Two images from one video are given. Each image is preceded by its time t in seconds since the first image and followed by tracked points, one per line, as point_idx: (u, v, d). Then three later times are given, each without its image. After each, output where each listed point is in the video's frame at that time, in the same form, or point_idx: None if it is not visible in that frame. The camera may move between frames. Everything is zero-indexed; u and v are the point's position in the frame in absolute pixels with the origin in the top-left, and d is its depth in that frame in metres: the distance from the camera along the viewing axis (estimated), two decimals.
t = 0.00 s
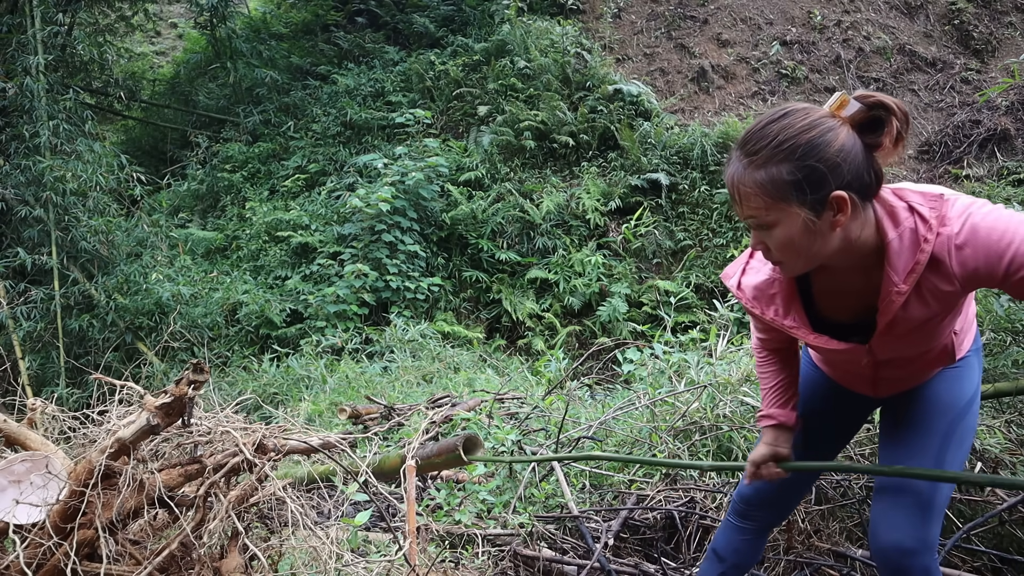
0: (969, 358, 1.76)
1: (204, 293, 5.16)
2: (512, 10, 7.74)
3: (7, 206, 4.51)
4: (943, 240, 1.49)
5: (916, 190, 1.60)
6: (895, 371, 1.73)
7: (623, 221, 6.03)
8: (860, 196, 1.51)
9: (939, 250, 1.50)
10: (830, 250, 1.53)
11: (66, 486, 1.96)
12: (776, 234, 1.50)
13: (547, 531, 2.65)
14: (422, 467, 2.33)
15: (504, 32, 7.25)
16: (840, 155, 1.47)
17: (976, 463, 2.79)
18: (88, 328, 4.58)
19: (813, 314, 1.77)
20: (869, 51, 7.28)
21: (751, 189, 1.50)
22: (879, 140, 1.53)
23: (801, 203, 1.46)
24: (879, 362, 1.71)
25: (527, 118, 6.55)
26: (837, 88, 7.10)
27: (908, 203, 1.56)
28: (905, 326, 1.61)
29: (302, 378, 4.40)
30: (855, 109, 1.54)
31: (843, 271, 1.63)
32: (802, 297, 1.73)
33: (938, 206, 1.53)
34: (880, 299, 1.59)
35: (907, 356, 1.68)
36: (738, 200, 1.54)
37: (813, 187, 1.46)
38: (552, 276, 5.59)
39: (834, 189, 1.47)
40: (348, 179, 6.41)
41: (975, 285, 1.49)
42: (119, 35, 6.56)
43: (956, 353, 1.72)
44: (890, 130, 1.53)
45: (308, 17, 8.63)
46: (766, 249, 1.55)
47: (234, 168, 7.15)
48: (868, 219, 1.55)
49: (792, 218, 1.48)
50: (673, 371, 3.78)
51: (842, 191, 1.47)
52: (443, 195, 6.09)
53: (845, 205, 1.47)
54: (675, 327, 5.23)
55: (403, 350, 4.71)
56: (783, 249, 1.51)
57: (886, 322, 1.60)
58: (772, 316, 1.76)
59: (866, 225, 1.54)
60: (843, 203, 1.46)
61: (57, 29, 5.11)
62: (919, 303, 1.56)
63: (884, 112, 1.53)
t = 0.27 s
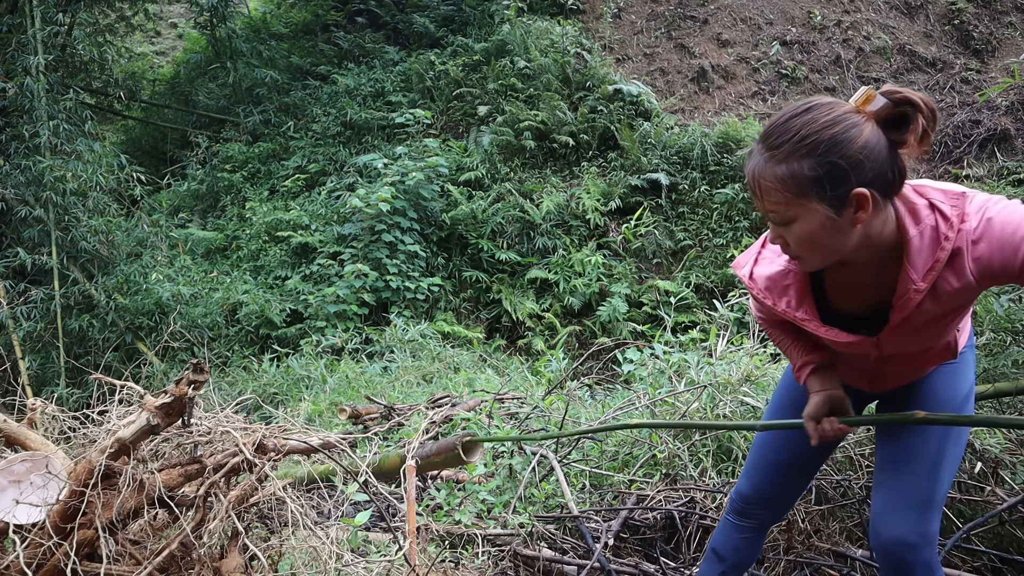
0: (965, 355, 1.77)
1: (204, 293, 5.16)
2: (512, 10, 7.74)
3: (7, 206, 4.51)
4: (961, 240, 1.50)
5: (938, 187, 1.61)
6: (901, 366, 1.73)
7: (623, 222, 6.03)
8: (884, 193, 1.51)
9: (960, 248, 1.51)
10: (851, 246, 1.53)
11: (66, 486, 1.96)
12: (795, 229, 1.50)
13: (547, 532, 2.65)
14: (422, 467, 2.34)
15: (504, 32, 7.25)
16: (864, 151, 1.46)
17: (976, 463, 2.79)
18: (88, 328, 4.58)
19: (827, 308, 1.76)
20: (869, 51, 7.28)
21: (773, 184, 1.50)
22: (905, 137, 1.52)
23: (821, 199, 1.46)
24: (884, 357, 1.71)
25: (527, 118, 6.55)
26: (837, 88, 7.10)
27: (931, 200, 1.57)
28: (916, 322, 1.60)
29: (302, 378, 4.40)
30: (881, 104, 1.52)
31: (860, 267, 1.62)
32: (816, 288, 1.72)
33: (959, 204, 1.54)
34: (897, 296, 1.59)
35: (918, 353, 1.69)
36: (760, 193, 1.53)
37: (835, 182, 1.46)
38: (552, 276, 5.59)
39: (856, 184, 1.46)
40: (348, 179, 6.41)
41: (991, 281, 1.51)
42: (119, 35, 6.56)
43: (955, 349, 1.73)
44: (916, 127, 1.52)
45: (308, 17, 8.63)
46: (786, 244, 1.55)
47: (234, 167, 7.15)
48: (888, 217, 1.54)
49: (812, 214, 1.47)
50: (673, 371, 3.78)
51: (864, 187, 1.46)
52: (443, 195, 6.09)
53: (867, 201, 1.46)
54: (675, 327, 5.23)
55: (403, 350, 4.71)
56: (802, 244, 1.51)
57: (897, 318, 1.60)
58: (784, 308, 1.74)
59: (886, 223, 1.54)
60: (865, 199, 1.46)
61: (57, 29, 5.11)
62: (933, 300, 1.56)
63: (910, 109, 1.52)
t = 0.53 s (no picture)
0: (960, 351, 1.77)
1: (204, 293, 5.16)
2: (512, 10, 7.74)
3: (7, 206, 4.51)
4: (934, 210, 1.52)
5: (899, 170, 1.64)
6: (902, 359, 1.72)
7: (623, 221, 6.03)
8: (850, 178, 1.51)
9: (932, 219, 1.52)
10: (820, 234, 1.52)
11: (66, 486, 1.96)
12: (764, 218, 1.50)
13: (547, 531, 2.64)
14: (422, 467, 2.34)
15: (504, 32, 7.25)
16: (827, 139, 1.47)
17: (976, 463, 2.79)
18: (88, 328, 4.58)
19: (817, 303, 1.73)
20: (869, 51, 7.28)
21: (740, 173, 1.49)
22: (868, 126, 1.53)
23: (787, 186, 1.46)
24: (890, 352, 1.70)
25: (527, 118, 6.55)
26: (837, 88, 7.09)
27: (895, 179, 1.59)
28: (913, 306, 1.59)
29: (302, 378, 4.40)
30: (845, 96, 1.53)
31: (839, 257, 1.62)
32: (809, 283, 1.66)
33: (923, 179, 1.57)
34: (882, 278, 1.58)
35: (912, 340, 1.67)
36: (728, 185, 1.53)
37: (801, 169, 1.46)
38: (552, 276, 5.59)
39: (821, 171, 1.46)
40: (348, 179, 6.41)
41: (971, 250, 1.51)
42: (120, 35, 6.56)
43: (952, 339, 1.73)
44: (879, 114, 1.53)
45: (309, 17, 8.63)
46: (758, 235, 1.54)
47: (234, 168, 7.15)
48: (858, 202, 1.54)
49: (779, 201, 1.47)
50: (673, 371, 3.78)
51: (828, 172, 1.46)
52: (443, 195, 6.09)
53: (832, 187, 1.46)
54: (675, 327, 5.23)
55: (403, 350, 4.71)
56: (772, 232, 1.51)
57: (893, 304, 1.59)
58: (788, 312, 1.66)
59: (857, 208, 1.54)
60: (830, 185, 1.46)
61: (57, 29, 5.10)
62: (921, 277, 1.56)
63: (873, 99, 1.53)
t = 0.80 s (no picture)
0: (959, 348, 1.79)
1: (204, 293, 5.16)
2: (512, 10, 7.74)
3: (7, 206, 4.52)
4: (911, 223, 1.52)
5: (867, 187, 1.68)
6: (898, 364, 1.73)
7: (623, 222, 6.03)
8: (825, 200, 1.52)
9: (913, 230, 1.52)
10: (801, 256, 1.52)
11: (66, 486, 1.97)
12: (746, 244, 1.49)
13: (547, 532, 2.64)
14: (422, 467, 2.34)
15: (504, 32, 7.25)
16: (800, 162, 1.49)
17: (977, 463, 2.79)
18: (88, 328, 4.58)
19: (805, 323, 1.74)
20: (869, 51, 7.28)
21: (717, 202, 1.50)
22: (835, 147, 1.56)
23: (766, 210, 1.46)
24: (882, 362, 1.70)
25: (527, 118, 6.55)
26: (837, 88, 7.09)
27: (864, 194, 1.62)
28: (903, 315, 1.60)
29: (302, 378, 4.40)
30: (811, 121, 1.57)
31: (822, 277, 1.63)
32: (796, 304, 1.68)
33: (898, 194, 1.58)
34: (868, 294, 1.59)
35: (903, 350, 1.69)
36: (706, 217, 1.53)
37: (777, 194, 1.47)
38: (552, 276, 5.59)
39: (797, 194, 1.47)
40: (348, 179, 6.41)
41: (952, 259, 1.53)
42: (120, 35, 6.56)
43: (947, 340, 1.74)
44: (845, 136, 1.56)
45: (308, 17, 8.63)
46: (741, 263, 1.53)
47: (234, 168, 7.15)
48: (835, 222, 1.56)
49: (759, 226, 1.47)
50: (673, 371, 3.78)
51: (804, 194, 1.47)
52: (443, 195, 6.09)
53: (809, 208, 1.47)
54: (675, 327, 5.23)
55: (403, 350, 4.71)
56: (755, 258, 1.50)
57: (882, 314, 1.59)
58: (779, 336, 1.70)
59: (835, 228, 1.56)
60: (807, 206, 1.47)
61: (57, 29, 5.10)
62: (908, 287, 1.56)
63: (837, 122, 1.57)
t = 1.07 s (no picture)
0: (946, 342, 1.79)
1: (204, 293, 5.16)
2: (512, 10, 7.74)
3: (7, 206, 4.52)
4: (865, 230, 1.53)
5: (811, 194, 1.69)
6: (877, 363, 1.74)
7: (623, 222, 6.03)
8: (779, 213, 1.52)
9: (871, 238, 1.53)
10: (760, 268, 1.52)
11: (66, 487, 1.96)
12: (704, 257, 1.50)
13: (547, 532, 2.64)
14: (422, 467, 2.34)
15: (504, 32, 7.25)
16: (755, 179, 1.49)
17: (977, 463, 2.79)
18: (88, 328, 4.58)
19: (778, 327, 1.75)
20: (869, 51, 7.28)
21: (675, 218, 1.50)
22: (788, 163, 1.55)
23: (722, 224, 1.46)
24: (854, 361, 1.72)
25: (527, 118, 6.55)
26: (837, 88, 7.10)
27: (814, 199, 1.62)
28: (868, 317, 1.62)
29: (302, 378, 4.40)
30: (766, 138, 1.56)
31: (788, 285, 1.63)
32: (765, 310, 1.68)
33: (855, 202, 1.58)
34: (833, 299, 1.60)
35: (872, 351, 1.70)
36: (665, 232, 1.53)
37: (731, 210, 1.47)
38: (552, 276, 5.59)
39: (753, 208, 1.47)
40: (348, 179, 6.41)
41: (910, 264, 1.54)
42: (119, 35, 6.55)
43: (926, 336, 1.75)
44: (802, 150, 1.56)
45: (308, 17, 8.63)
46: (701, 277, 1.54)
47: (234, 168, 7.15)
48: (793, 232, 1.56)
49: (715, 240, 1.47)
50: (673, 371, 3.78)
51: (759, 209, 1.47)
52: (443, 195, 6.09)
53: (765, 221, 1.47)
54: (675, 327, 5.23)
55: (403, 350, 4.71)
56: (714, 271, 1.51)
57: (844, 313, 1.60)
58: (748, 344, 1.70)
59: (795, 238, 1.56)
60: (762, 220, 1.46)
61: (57, 29, 5.10)
62: (871, 290, 1.58)
63: (793, 136, 1.55)
